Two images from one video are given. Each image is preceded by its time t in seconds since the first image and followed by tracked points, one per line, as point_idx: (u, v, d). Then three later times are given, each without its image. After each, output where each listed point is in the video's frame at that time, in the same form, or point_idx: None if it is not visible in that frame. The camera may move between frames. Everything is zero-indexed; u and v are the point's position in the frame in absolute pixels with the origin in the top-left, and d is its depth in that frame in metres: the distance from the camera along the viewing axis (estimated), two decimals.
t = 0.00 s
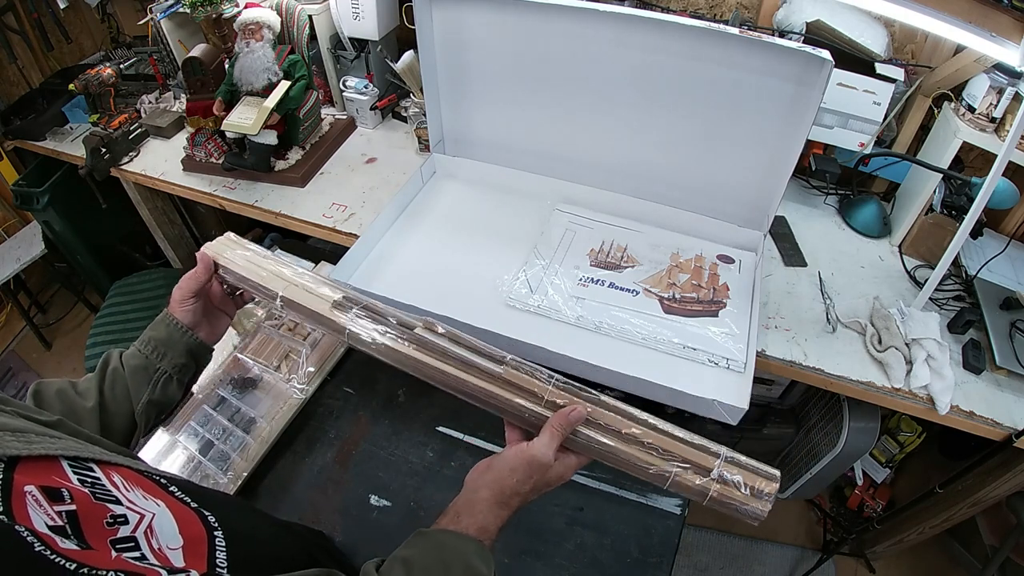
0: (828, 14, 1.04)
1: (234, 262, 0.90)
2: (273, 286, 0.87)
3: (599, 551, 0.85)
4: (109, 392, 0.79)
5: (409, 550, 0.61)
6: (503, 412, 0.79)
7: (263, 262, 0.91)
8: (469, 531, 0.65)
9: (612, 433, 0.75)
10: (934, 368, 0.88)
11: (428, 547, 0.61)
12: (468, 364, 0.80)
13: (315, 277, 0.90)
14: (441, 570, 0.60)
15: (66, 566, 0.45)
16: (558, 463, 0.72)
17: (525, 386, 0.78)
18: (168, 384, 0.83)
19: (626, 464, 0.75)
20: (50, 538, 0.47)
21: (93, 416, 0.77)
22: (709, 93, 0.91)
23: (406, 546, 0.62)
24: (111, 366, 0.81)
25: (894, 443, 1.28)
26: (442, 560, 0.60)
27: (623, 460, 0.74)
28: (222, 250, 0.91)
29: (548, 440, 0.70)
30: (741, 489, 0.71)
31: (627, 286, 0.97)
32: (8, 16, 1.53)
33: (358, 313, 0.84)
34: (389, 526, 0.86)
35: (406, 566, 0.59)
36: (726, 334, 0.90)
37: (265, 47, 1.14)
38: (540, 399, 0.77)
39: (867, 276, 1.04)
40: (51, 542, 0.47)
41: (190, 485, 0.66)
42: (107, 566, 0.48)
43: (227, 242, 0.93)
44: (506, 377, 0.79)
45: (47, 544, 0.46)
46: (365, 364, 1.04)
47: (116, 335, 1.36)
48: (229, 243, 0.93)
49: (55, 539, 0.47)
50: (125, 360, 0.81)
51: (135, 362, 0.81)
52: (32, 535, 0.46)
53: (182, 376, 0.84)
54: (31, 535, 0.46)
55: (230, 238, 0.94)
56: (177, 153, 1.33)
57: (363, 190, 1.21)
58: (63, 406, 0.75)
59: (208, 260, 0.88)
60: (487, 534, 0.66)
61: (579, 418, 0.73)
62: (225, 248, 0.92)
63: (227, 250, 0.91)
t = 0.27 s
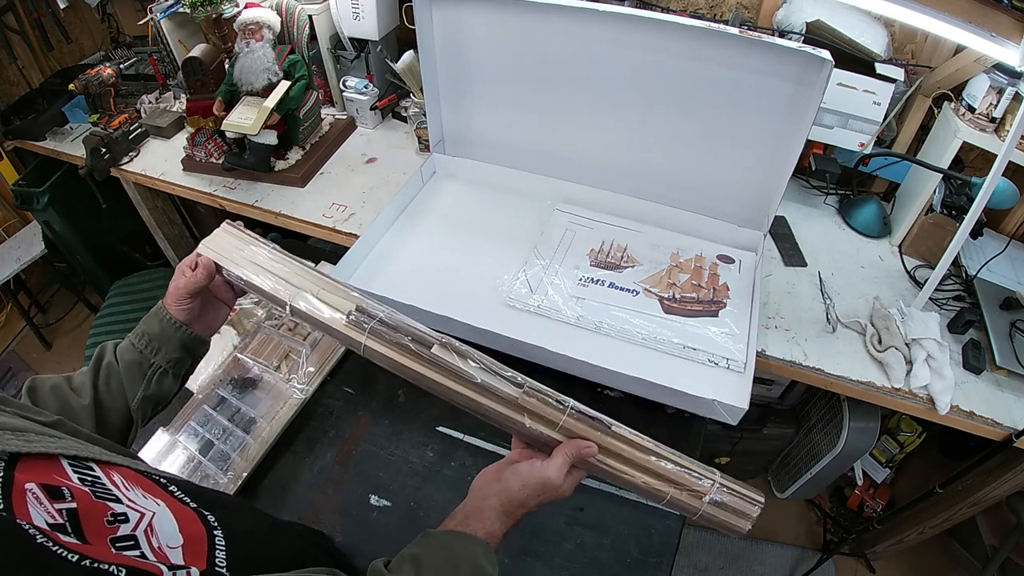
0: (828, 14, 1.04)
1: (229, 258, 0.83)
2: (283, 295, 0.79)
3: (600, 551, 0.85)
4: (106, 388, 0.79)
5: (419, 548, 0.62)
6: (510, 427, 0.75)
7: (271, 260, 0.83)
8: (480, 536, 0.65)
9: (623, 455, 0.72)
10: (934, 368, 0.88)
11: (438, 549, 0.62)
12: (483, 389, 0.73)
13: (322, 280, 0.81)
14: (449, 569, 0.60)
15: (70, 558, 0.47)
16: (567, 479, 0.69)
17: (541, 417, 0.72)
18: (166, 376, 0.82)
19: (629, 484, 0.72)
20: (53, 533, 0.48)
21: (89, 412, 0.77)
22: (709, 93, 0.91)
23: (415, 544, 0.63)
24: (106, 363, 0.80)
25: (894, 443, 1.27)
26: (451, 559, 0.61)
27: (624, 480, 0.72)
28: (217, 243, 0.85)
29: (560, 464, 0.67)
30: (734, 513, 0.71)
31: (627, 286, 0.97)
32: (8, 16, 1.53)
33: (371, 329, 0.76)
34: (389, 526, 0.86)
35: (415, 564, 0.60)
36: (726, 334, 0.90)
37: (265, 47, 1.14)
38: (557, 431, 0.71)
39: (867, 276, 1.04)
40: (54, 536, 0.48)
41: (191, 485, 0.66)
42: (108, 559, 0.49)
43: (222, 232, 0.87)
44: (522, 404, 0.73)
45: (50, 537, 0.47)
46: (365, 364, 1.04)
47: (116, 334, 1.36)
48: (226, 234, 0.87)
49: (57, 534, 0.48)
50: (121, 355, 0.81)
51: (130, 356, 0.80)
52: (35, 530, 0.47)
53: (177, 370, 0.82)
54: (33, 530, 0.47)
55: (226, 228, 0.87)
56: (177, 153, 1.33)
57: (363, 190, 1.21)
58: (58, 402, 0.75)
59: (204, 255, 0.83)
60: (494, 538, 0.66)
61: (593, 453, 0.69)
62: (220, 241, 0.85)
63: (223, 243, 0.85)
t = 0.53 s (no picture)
0: (828, 14, 1.04)
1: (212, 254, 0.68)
2: (280, 297, 0.65)
3: (600, 551, 0.85)
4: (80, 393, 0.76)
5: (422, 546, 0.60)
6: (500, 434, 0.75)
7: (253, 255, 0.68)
8: (482, 536, 0.64)
9: (611, 461, 0.76)
10: (934, 368, 0.88)
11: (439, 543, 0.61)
12: (492, 404, 0.71)
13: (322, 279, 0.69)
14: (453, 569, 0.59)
15: (70, 552, 0.46)
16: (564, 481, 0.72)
17: (549, 429, 0.73)
18: (141, 384, 0.78)
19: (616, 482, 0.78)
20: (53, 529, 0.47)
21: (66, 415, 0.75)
22: (709, 94, 0.91)
23: (417, 544, 0.61)
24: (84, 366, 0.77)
25: (894, 443, 1.27)
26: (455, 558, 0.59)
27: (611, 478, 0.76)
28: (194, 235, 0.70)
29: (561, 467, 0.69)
30: (703, 508, 0.81)
31: (627, 286, 0.97)
32: (8, 16, 1.53)
33: (380, 343, 0.66)
34: (389, 527, 0.86)
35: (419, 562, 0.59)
36: (726, 334, 0.90)
37: (265, 47, 1.14)
38: (561, 441, 0.73)
39: (867, 276, 1.04)
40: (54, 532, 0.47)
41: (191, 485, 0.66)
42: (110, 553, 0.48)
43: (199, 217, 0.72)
44: (530, 419, 0.72)
45: (50, 532, 0.47)
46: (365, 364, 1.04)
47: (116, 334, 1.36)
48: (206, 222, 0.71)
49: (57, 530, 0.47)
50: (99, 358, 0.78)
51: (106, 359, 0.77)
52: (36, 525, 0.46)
53: (162, 367, 0.79)
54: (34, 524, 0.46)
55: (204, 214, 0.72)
56: (177, 153, 1.33)
57: (363, 190, 1.21)
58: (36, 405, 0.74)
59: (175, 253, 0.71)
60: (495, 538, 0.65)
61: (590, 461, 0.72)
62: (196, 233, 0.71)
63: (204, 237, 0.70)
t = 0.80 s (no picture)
0: (828, 15, 1.05)
1: (204, 266, 0.59)
2: (283, 310, 0.59)
3: (600, 551, 0.85)
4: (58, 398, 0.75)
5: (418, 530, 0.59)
6: (482, 431, 0.75)
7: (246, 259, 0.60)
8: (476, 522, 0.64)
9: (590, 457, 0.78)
10: (934, 368, 0.88)
11: (438, 528, 0.59)
12: (496, 413, 0.69)
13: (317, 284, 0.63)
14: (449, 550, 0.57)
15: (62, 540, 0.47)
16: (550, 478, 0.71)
17: (542, 432, 0.72)
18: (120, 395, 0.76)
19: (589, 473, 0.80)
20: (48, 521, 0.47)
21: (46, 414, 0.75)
22: (709, 93, 0.91)
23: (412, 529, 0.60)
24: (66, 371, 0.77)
25: (894, 443, 1.27)
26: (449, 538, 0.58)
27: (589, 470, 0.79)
28: (173, 240, 0.60)
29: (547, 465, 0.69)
30: (658, 492, 0.85)
31: (627, 286, 0.97)
32: (8, 16, 1.53)
33: (392, 359, 0.62)
34: (389, 526, 0.86)
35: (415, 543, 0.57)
36: (726, 334, 0.90)
37: (265, 47, 1.14)
38: (551, 443, 0.73)
39: (867, 276, 1.04)
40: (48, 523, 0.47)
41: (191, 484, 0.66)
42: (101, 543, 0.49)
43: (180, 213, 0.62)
44: (530, 426, 0.72)
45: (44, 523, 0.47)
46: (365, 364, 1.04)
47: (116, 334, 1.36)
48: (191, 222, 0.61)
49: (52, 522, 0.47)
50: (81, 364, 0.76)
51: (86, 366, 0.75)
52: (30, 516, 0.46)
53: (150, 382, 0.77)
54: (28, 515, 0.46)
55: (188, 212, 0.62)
56: (177, 153, 1.33)
57: (363, 190, 1.21)
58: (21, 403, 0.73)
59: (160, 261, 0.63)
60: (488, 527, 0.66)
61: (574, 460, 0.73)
62: (181, 235, 0.60)
63: (190, 241, 0.60)
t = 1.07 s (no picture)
0: (828, 15, 1.05)
1: (194, 281, 0.44)
2: (304, 332, 0.48)
3: (600, 551, 0.85)
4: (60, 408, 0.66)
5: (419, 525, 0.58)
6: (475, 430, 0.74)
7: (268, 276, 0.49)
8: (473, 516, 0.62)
9: (579, 452, 0.79)
10: (934, 368, 0.89)
11: (437, 524, 0.58)
12: (509, 421, 0.66)
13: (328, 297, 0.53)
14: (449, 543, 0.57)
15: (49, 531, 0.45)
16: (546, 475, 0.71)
17: (543, 433, 0.72)
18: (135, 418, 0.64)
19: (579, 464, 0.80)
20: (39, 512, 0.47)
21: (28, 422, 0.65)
22: (709, 93, 0.91)
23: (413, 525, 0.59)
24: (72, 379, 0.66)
25: (894, 443, 1.27)
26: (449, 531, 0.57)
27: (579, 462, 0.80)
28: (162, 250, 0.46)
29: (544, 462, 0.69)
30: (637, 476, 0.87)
31: (627, 286, 0.97)
32: (8, 16, 1.53)
33: (416, 376, 0.55)
34: (389, 526, 0.87)
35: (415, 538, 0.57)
36: (726, 334, 0.90)
37: (265, 47, 1.14)
38: (548, 443, 0.73)
39: (867, 276, 1.04)
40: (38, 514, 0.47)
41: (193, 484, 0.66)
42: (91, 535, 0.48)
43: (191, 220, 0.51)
44: (536, 429, 0.70)
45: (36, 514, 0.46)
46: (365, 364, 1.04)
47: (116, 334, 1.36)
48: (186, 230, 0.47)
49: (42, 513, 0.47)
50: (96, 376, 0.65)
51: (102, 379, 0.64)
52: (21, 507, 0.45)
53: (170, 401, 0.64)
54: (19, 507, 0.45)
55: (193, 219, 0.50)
56: (177, 153, 1.33)
57: (363, 190, 1.21)
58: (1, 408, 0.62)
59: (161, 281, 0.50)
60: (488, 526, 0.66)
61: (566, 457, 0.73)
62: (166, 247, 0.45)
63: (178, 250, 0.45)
